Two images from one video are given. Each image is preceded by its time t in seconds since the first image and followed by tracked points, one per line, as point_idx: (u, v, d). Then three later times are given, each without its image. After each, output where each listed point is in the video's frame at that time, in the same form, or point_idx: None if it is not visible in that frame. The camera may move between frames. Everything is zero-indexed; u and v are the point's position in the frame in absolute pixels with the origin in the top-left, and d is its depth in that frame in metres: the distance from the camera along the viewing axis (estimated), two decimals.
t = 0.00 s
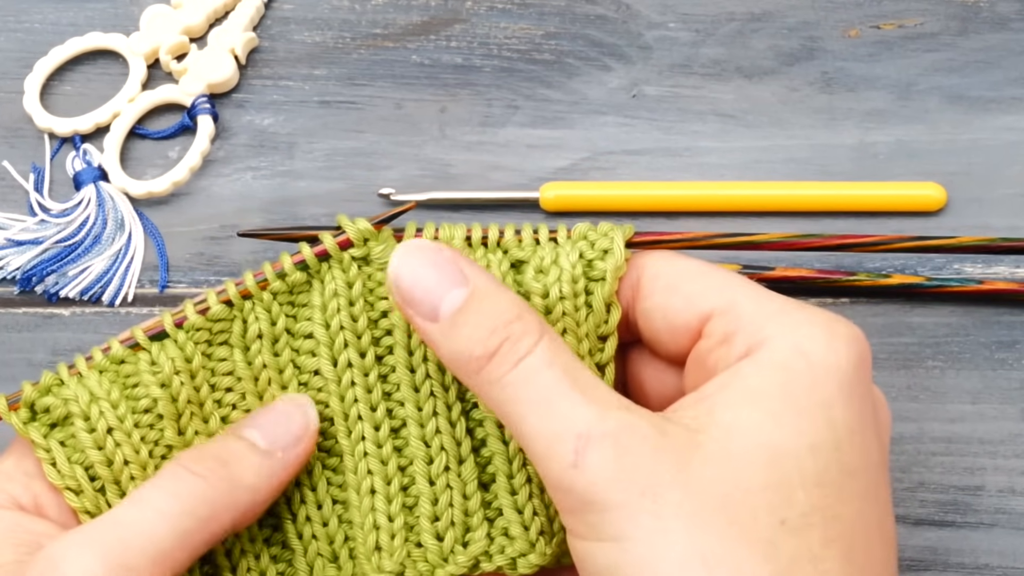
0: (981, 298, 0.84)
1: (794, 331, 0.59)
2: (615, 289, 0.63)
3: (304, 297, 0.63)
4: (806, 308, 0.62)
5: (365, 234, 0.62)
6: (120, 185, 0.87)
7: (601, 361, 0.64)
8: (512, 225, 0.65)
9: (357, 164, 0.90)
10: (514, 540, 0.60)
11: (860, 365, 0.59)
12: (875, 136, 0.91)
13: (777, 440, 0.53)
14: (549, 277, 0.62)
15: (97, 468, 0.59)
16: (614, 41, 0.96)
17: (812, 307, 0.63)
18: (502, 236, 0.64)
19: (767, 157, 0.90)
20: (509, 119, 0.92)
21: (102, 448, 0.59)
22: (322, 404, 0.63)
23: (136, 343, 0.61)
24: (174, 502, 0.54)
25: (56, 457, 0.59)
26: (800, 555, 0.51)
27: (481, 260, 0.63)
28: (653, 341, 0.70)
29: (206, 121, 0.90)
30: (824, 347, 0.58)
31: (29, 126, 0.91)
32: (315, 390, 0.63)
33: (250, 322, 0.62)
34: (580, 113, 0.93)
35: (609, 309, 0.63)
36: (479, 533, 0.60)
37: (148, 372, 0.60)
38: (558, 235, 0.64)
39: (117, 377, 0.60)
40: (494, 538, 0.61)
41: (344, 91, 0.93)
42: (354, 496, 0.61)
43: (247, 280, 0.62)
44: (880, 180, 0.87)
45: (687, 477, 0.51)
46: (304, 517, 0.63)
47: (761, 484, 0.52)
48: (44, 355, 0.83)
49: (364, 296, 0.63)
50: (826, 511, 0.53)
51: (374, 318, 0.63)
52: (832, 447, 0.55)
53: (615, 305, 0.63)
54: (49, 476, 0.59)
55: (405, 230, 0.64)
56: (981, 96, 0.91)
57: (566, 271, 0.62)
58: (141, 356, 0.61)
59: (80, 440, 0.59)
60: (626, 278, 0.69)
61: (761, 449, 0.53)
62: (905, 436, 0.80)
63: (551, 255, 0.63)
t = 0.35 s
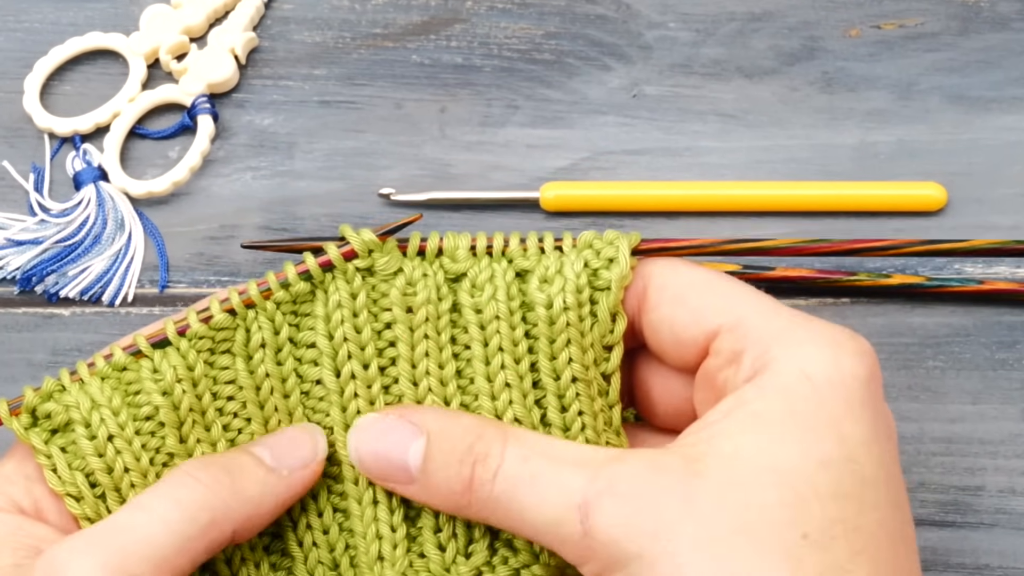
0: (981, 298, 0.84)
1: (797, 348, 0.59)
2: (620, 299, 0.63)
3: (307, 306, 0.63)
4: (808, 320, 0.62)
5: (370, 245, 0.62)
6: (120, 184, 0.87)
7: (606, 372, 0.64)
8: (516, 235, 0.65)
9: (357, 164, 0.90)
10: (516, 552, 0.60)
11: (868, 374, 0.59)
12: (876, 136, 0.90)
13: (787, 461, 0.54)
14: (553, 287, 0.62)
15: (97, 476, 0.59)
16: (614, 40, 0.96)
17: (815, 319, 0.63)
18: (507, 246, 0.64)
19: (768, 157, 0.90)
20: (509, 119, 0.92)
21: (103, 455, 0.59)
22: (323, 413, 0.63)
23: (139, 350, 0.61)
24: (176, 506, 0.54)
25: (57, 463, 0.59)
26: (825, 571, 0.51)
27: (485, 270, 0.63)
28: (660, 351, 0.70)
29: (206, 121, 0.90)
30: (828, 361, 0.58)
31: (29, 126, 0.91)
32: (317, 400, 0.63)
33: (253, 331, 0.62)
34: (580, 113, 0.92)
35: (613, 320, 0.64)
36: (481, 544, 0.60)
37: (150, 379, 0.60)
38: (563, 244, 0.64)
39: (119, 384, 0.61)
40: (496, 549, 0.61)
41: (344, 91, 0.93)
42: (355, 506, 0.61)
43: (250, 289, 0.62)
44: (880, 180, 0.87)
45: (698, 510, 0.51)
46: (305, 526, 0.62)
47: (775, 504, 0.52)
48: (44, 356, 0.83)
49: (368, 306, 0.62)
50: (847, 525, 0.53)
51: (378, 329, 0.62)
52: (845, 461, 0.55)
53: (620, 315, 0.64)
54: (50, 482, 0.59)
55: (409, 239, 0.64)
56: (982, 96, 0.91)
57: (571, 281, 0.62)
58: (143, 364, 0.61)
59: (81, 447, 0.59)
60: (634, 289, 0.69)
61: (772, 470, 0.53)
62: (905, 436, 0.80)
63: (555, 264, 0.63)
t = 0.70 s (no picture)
0: (982, 298, 0.83)
1: (816, 356, 0.59)
2: (624, 306, 0.63)
3: (311, 310, 0.63)
4: (823, 330, 0.62)
5: (373, 249, 0.62)
6: (119, 185, 0.87)
7: (609, 379, 0.64)
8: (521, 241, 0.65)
9: (357, 164, 0.90)
10: (519, 558, 0.60)
11: (883, 386, 0.59)
12: (876, 136, 0.90)
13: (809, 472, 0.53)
14: (558, 294, 0.62)
15: (100, 480, 0.59)
16: (614, 41, 0.96)
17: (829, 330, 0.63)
18: (511, 252, 0.64)
19: (768, 157, 0.90)
20: (509, 119, 0.92)
21: (106, 459, 0.59)
22: (327, 419, 0.63)
23: (142, 354, 0.61)
24: (184, 510, 0.54)
25: (60, 467, 0.59)
26: None
27: (489, 277, 0.62)
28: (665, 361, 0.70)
29: (205, 121, 0.90)
30: (847, 373, 0.58)
31: (28, 126, 0.91)
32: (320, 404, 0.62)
33: (256, 335, 0.62)
34: (580, 113, 0.92)
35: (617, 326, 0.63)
36: (485, 550, 0.60)
37: (153, 383, 0.60)
38: (567, 251, 0.64)
39: (122, 388, 0.61)
40: (499, 555, 0.61)
41: (344, 91, 0.93)
42: (359, 512, 0.61)
43: (254, 293, 0.62)
44: (880, 180, 0.87)
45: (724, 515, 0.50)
46: (309, 533, 0.62)
47: (795, 515, 0.52)
48: (43, 356, 0.83)
49: (372, 310, 0.62)
50: (862, 539, 0.54)
51: (381, 333, 0.62)
52: (863, 473, 0.55)
53: (623, 322, 0.64)
54: (53, 486, 0.59)
55: (413, 244, 0.64)
56: (982, 96, 0.91)
57: (575, 288, 0.62)
58: (147, 367, 0.61)
59: (84, 451, 0.59)
60: (643, 302, 0.69)
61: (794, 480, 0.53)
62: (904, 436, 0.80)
63: (560, 271, 0.63)
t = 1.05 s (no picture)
0: (982, 298, 0.83)
1: (814, 353, 0.59)
2: (626, 307, 0.63)
3: (313, 316, 0.63)
4: (821, 327, 0.62)
5: (376, 253, 0.62)
6: (119, 185, 0.87)
7: (611, 381, 0.64)
8: (522, 243, 0.65)
9: (357, 165, 0.90)
10: (524, 560, 0.60)
11: (881, 383, 0.59)
12: (876, 136, 0.90)
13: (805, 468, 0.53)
14: (560, 295, 0.62)
15: (104, 487, 0.59)
16: (614, 41, 0.96)
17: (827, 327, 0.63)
18: (513, 255, 0.63)
19: (768, 157, 0.90)
20: (509, 119, 0.92)
21: (110, 466, 0.59)
22: (332, 423, 0.63)
23: (145, 360, 0.61)
24: (209, 535, 0.54)
25: (64, 474, 0.59)
26: None
27: (492, 279, 0.63)
28: (666, 361, 0.70)
29: (205, 121, 0.90)
30: (846, 369, 0.58)
31: (28, 126, 0.91)
32: (325, 409, 0.63)
33: (259, 341, 0.62)
34: (580, 113, 0.92)
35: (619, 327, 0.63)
36: (489, 553, 0.60)
37: (156, 390, 0.60)
38: (568, 252, 0.64)
39: (125, 395, 0.61)
40: (504, 557, 0.61)
41: (344, 91, 0.93)
42: (362, 516, 0.61)
43: (257, 299, 0.62)
44: (880, 180, 0.87)
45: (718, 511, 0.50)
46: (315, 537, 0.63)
47: (792, 510, 0.52)
48: (43, 356, 0.83)
49: (375, 315, 0.63)
50: (859, 536, 0.53)
51: (385, 337, 0.63)
52: (860, 469, 0.55)
53: (625, 323, 0.63)
54: (57, 493, 0.59)
55: (415, 247, 0.64)
56: (982, 96, 0.91)
57: (578, 289, 0.62)
58: (150, 374, 0.61)
59: (88, 459, 0.59)
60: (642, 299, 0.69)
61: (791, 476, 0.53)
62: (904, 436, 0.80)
63: (562, 273, 0.63)
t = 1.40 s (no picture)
0: (982, 298, 0.83)
1: (831, 352, 0.61)
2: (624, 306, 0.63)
3: (311, 315, 0.63)
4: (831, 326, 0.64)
5: (374, 252, 0.62)
6: (118, 185, 0.87)
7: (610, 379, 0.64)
8: (520, 242, 0.65)
9: (357, 164, 0.90)
10: (521, 561, 0.60)
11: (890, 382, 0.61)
12: (876, 136, 0.90)
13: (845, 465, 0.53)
14: (558, 295, 0.63)
15: (102, 487, 0.59)
16: (614, 40, 0.96)
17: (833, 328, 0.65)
18: (511, 254, 0.64)
19: (768, 157, 0.90)
20: (509, 119, 0.92)
21: (107, 466, 0.59)
22: (330, 422, 0.62)
23: (142, 360, 0.61)
24: (203, 538, 0.54)
25: (62, 474, 0.59)
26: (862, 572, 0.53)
27: (489, 277, 0.63)
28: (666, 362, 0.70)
29: (205, 121, 0.90)
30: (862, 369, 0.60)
31: (27, 126, 0.91)
32: (323, 409, 0.62)
33: (257, 340, 0.62)
34: (580, 113, 0.92)
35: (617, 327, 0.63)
36: (487, 553, 0.60)
37: (154, 390, 0.60)
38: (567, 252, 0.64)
39: (123, 395, 0.61)
40: (501, 558, 0.61)
41: (343, 90, 0.93)
42: (360, 516, 0.61)
43: (254, 298, 0.62)
44: (880, 180, 0.87)
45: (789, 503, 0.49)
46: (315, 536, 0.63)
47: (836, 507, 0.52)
48: (42, 356, 0.83)
49: (372, 314, 0.62)
50: (883, 532, 0.55)
51: (382, 336, 0.62)
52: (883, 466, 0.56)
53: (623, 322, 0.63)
54: (55, 493, 0.59)
55: (412, 246, 0.64)
56: (983, 96, 0.91)
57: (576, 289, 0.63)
58: (147, 373, 0.61)
59: (85, 459, 0.59)
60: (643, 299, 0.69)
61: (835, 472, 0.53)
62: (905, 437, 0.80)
63: (560, 272, 0.63)
